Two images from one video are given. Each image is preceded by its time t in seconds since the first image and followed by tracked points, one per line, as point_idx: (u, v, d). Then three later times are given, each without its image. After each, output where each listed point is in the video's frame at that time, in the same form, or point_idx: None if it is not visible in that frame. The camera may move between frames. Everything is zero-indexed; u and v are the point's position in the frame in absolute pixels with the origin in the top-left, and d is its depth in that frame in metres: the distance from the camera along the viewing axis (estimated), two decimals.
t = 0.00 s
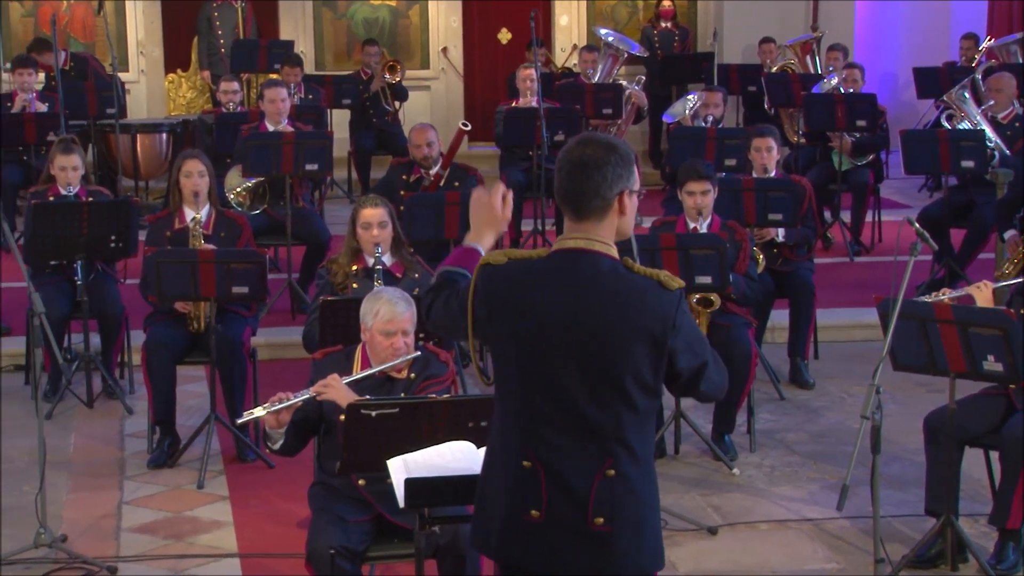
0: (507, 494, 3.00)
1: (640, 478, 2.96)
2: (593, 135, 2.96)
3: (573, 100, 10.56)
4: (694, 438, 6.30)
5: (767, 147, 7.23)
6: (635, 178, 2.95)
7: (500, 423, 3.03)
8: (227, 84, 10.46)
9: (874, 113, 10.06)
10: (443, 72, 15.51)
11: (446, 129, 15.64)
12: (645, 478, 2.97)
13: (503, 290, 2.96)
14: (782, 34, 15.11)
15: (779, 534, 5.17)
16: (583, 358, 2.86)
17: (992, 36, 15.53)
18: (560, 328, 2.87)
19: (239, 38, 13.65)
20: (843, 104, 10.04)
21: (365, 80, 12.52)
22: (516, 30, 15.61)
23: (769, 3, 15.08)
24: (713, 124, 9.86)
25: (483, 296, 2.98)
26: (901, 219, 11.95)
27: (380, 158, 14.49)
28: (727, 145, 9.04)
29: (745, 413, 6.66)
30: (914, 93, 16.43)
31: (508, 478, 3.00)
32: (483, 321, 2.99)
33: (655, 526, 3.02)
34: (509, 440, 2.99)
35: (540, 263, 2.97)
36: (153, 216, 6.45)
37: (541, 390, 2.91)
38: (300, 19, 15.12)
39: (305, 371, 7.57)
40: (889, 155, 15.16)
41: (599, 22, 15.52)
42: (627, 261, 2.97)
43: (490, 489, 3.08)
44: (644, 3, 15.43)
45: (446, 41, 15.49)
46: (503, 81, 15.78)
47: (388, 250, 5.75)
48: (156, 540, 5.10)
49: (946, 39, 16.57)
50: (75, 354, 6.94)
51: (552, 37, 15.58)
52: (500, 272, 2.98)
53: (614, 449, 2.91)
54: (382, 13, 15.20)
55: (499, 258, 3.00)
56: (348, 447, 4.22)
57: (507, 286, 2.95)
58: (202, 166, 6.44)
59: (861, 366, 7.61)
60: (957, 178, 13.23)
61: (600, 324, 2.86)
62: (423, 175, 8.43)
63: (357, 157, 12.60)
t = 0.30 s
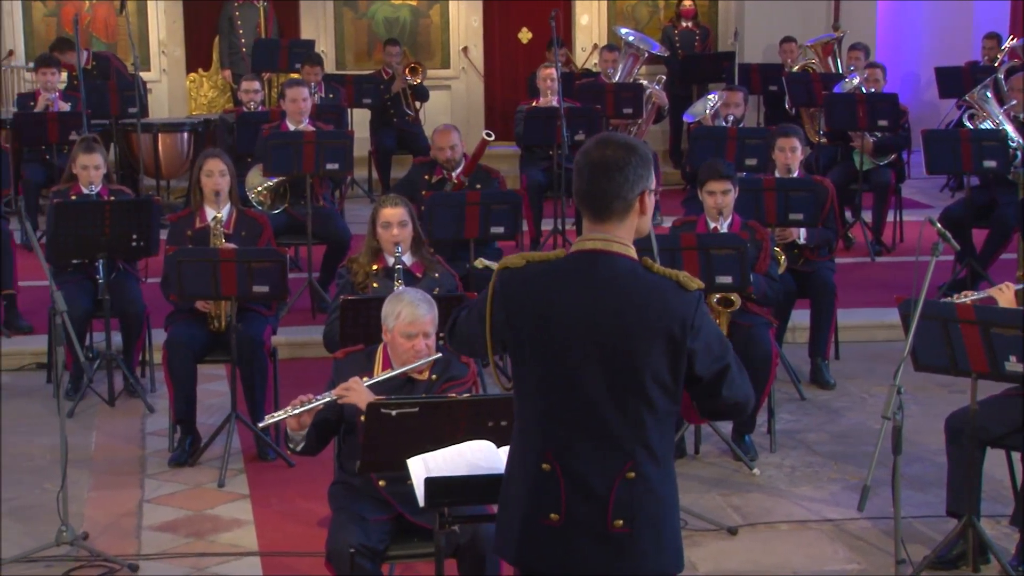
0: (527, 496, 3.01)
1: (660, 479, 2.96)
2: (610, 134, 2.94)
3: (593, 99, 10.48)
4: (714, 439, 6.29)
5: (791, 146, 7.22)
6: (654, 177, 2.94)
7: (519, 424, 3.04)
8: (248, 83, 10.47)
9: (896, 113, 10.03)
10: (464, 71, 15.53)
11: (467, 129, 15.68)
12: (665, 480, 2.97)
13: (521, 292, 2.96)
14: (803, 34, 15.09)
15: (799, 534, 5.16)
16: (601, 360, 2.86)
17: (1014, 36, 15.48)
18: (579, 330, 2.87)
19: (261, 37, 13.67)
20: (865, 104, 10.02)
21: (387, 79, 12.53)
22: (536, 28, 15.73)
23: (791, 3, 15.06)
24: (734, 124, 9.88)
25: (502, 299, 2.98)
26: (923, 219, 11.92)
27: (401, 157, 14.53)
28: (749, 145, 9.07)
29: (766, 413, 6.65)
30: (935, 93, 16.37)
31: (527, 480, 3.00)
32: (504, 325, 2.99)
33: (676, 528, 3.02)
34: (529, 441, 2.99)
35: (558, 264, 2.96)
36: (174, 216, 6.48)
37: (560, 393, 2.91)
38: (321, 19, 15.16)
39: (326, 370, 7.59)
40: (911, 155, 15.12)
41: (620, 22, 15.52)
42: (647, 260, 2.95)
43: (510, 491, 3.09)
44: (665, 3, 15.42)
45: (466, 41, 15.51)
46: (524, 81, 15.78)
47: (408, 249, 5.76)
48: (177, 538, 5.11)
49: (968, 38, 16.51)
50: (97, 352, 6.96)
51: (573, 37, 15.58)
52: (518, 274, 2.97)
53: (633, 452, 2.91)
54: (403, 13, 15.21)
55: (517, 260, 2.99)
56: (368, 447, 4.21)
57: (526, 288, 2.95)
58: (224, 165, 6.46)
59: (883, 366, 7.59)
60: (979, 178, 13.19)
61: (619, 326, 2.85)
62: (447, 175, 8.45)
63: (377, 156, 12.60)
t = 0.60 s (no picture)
0: (551, 478, 3.01)
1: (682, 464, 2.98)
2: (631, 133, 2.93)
3: (619, 99, 10.33)
4: (740, 439, 6.28)
5: (819, 146, 7.21)
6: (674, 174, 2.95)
7: (542, 408, 3.03)
8: (275, 82, 10.48)
9: (923, 113, 9.99)
10: (490, 70, 15.55)
11: (493, 129, 15.70)
12: (687, 465, 2.99)
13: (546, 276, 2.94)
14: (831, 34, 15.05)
15: (825, 536, 5.14)
16: (627, 347, 2.86)
17: None
18: (603, 316, 2.87)
19: (288, 36, 13.68)
20: (892, 104, 9.98)
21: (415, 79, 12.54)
22: (562, 28, 15.70)
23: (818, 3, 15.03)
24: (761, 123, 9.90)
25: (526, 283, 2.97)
26: (951, 219, 11.88)
27: (427, 157, 14.55)
28: (775, 145, 9.04)
29: (792, 414, 6.64)
30: (963, 93, 16.28)
31: (551, 463, 3.00)
32: (528, 308, 2.98)
33: (696, 513, 3.04)
34: (553, 426, 3.00)
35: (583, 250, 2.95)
36: (201, 215, 6.49)
37: (584, 379, 2.91)
38: (347, 18, 15.19)
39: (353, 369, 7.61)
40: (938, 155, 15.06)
41: (647, 21, 15.51)
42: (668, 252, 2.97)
43: (530, 473, 3.08)
44: (692, 2, 15.38)
45: (493, 40, 15.53)
46: (550, 81, 15.80)
47: (434, 249, 5.78)
48: (204, 536, 5.13)
49: (997, 37, 16.42)
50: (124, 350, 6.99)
51: (599, 37, 15.60)
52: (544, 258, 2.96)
53: (656, 436, 2.93)
54: (430, 12, 15.23)
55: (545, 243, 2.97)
56: (394, 446, 4.21)
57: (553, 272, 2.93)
58: (250, 165, 6.48)
59: (910, 367, 7.56)
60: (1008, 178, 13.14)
61: (644, 312, 2.86)
62: (475, 175, 8.47)
63: (403, 156, 12.60)
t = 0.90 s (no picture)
0: (580, 469, 3.00)
1: (711, 453, 2.97)
2: (656, 130, 2.93)
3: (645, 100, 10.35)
4: (767, 440, 6.27)
5: (845, 145, 7.19)
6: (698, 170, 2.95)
7: (570, 401, 3.02)
8: (302, 82, 10.50)
9: (952, 113, 9.94)
10: (518, 70, 15.51)
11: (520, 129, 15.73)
12: (715, 453, 2.99)
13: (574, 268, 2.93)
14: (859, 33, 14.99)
15: (853, 537, 5.13)
16: (658, 335, 2.86)
17: None
18: (634, 306, 2.87)
19: (316, 36, 13.71)
20: (921, 104, 9.93)
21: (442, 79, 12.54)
22: (588, 25, 15.91)
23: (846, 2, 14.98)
24: (788, 123, 10.00)
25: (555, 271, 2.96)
26: (981, 219, 11.84)
27: (454, 157, 14.57)
28: (803, 145, 9.06)
29: (819, 414, 6.62)
30: (993, 92, 16.19)
31: (580, 454, 2.99)
32: (555, 299, 2.96)
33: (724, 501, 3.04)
34: (581, 417, 2.98)
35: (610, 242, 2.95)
36: (229, 214, 6.51)
37: (614, 368, 2.90)
38: (375, 17, 15.20)
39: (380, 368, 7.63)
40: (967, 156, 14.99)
41: (674, 21, 15.51)
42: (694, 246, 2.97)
43: (558, 466, 3.06)
44: (719, 2, 15.36)
45: (520, 39, 15.55)
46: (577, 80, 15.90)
47: (460, 248, 5.79)
48: (231, 534, 5.14)
49: None
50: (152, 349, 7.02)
51: (626, 36, 15.60)
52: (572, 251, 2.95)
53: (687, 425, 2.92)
54: (457, 12, 15.26)
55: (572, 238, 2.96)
56: (419, 446, 4.21)
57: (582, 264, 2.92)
58: (277, 164, 6.50)
59: (938, 368, 7.54)
60: None
61: (674, 300, 2.86)
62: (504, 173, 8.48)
63: (431, 156, 12.60)
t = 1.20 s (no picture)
0: (604, 479, 2.99)
1: (735, 459, 2.97)
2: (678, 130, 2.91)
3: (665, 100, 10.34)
4: (788, 440, 6.26)
5: (868, 145, 7.19)
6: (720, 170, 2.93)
7: (592, 409, 3.01)
8: (324, 81, 10.53)
9: (975, 113, 9.91)
10: (538, 69, 15.58)
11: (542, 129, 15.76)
12: (739, 459, 2.99)
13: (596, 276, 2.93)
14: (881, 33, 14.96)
15: (873, 538, 5.12)
16: (682, 341, 2.86)
17: None
18: (658, 311, 2.86)
19: (337, 35, 13.74)
20: (944, 104, 9.90)
21: (464, 78, 12.57)
22: (610, 26, 15.88)
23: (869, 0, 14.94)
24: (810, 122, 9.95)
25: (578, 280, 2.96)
26: (1004, 219, 11.80)
27: (474, 157, 14.59)
28: (824, 144, 8.97)
29: (840, 415, 6.61)
30: (1016, 92, 16.13)
31: (604, 463, 2.98)
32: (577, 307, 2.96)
33: (748, 508, 3.04)
34: (604, 426, 2.97)
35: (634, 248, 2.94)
36: (250, 213, 6.53)
37: (638, 375, 2.89)
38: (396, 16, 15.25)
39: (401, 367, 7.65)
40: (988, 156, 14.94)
41: (695, 20, 15.50)
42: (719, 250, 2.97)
43: (581, 475, 3.06)
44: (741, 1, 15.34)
45: (541, 39, 15.58)
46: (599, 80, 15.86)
47: (481, 248, 5.80)
48: (252, 533, 5.16)
49: None
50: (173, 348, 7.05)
51: (647, 35, 15.60)
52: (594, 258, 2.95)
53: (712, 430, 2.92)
54: (478, 11, 15.31)
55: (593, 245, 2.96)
56: (439, 444, 4.22)
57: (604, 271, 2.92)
58: (299, 163, 6.52)
59: (960, 368, 7.51)
60: None
61: (698, 306, 2.87)
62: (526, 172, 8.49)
63: (452, 155, 12.61)
